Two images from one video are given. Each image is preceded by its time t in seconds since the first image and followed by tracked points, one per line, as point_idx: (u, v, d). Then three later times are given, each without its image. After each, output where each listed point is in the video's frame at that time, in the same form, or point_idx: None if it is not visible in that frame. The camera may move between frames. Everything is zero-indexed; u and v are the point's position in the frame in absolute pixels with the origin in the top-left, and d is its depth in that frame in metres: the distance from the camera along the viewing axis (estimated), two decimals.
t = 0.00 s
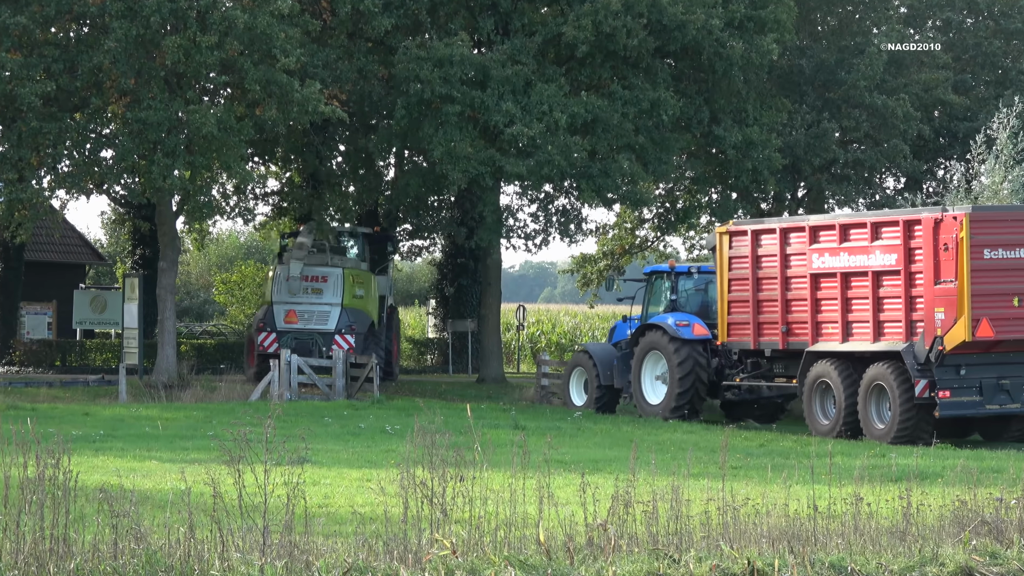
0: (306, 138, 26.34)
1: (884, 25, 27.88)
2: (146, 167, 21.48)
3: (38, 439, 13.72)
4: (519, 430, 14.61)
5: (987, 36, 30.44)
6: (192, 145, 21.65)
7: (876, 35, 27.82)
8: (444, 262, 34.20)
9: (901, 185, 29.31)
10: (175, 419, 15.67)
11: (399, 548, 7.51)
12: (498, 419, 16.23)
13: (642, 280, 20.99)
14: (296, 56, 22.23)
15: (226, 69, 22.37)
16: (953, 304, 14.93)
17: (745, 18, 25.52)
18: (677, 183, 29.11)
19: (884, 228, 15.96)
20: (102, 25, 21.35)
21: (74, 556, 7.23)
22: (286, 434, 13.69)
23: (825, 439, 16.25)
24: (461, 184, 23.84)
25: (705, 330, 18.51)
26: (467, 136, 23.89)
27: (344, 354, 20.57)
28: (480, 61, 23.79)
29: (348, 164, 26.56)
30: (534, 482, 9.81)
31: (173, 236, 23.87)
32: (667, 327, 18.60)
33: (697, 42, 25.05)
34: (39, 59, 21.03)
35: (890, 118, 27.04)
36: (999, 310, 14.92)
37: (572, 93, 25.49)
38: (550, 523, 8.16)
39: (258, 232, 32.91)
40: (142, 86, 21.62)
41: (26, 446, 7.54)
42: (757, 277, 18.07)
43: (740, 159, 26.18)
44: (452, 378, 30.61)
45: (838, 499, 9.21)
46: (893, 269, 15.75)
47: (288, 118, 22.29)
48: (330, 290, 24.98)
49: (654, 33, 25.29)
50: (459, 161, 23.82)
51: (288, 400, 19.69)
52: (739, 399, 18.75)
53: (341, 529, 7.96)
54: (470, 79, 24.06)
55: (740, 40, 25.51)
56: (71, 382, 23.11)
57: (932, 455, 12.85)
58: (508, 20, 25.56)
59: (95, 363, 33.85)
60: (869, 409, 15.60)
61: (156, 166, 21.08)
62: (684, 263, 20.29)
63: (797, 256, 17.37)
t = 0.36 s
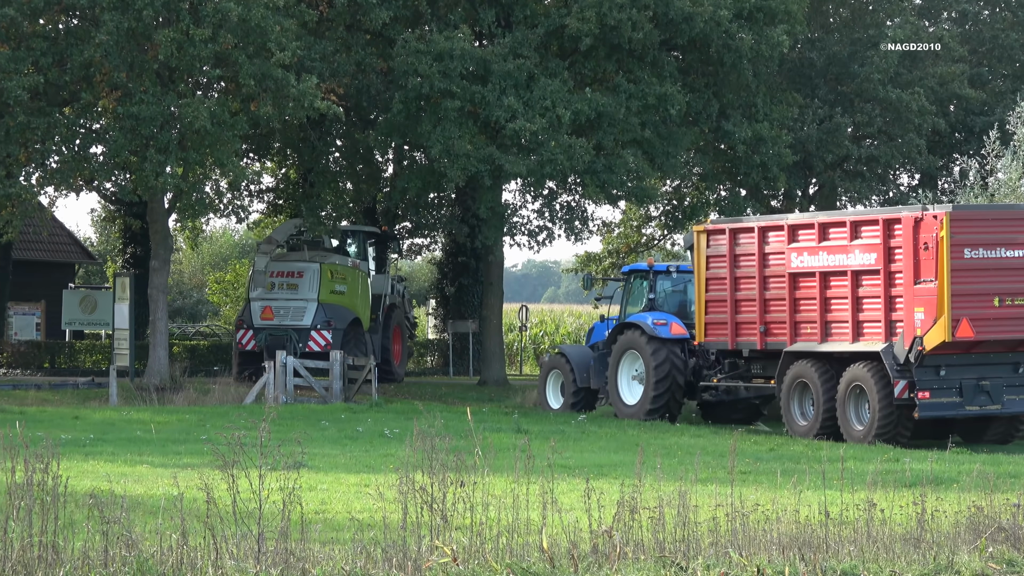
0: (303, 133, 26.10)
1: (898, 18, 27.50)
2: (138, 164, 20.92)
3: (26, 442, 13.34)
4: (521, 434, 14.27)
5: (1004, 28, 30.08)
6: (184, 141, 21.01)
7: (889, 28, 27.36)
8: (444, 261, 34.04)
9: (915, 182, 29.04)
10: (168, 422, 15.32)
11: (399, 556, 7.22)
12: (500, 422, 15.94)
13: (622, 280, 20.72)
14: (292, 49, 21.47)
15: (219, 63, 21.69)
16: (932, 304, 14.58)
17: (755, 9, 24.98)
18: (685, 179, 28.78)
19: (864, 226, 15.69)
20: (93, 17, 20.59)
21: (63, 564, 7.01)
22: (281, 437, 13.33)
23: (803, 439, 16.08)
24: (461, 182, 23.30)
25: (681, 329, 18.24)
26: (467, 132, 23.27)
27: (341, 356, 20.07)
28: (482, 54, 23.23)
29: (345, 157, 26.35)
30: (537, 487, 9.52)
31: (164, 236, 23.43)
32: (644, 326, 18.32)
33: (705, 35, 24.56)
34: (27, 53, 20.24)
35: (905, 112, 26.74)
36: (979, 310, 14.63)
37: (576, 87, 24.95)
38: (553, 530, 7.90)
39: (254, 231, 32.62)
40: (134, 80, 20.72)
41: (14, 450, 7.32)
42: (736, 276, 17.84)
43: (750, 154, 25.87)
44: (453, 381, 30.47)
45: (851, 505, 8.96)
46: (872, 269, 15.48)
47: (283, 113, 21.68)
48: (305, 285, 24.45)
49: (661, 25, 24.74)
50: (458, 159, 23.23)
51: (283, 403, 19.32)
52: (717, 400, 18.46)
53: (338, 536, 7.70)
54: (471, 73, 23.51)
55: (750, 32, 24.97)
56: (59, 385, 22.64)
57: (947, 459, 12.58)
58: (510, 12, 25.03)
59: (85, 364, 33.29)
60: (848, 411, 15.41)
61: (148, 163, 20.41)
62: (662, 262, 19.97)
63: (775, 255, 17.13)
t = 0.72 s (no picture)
0: (298, 129, 25.53)
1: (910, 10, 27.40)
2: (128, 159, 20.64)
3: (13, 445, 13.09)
4: (521, 437, 14.03)
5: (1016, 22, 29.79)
6: (176, 136, 20.70)
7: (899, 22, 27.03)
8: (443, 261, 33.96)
9: (925, 180, 28.81)
10: (157, 425, 15.07)
11: (395, 562, 6.98)
12: (498, 425, 15.70)
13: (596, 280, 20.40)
14: (286, 42, 21.20)
15: (212, 57, 21.41)
16: (906, 302, 14.60)
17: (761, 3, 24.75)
18: (689, 177, 28.56)
19: (838, 225, 15.73)
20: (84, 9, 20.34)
21: (49, 570, 6.77)
22: (274, 440, 13.08)
23: (776, 440, 16.09)
24: (461, 178, 22.96)
25: (654, 330, 18.19)
26: (465, 128, 22.98)
27: (335, 359, 19.82)
28: (480, 49, 22.98)
29: (339, 155, 25.18)
30: (538, 491, 9.31)
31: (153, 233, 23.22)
32: (616, 326, 18.24)
33: (709, 29, 24.26)
34: (14, 45, 19.97)
35: (914, 108, 26.49)
36: (952, 309, 14.57)
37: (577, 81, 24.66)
38: (552, 535, 7.67)
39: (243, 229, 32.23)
40: (123, 71, 20.41)
41: None
42: (709, 276, 17.90)
43: (755, 150, 25.64)
44: (453, 384, 30.53)
45: (858, 510, 8.74)
46: (846, 267, 15.53)
47: (278, 108, 21.40)
48: (286, 281, 24.43)
49: (665, 19, 24.50)
50: (457, 156, 22.90)
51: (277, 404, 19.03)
52: (690, 402, 18.19)
53: (333, 542, 7.50)
54: (470, 68, 23.25)
55: (756, 25, 24.71)
56: (45, 387, 22.27)
57: (958, 464, 12.37)
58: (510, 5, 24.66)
59: (72, 365, 32.73)
60: (821, 411, 15.42)
61: (138, 158, 20.11)
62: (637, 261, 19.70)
63: (749, 254, 17.18)
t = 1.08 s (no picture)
0: (286, 126, 25.03)
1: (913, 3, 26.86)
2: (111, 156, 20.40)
3: None
4: (515, 441, 13.87)
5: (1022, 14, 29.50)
6: (161, 133, 20.48)
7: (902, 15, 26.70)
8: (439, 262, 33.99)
9: (929, 176, 28.59)
10: (141, 429, 14.88)
11: (384, 569, 6.79)
12: (491, 429, 15.54)
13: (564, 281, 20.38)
14: (274, 37, 20.99)
15: (198, 51, 21.18)
16: (874, 300, 14.89)
17: None
18: (688, 174, 28.39)
19: (805, 223, 16.02)
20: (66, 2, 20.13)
21: None
22: (262, 444, 12.89)
23: (744, 439, 16.43)
24: (455, 176, 22.67)
25: (620, 333, 18.43)
26: (459, 125, 22.78)
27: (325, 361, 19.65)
28: (473, 43, 22.77)
29: (329, 154, 24.68)
30: (531, 497, 9.14)
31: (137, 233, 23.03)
32: (582, 330, 18.51)
33: (707, 23, 23.92)
34: None
35: (918, 104, 26.29)
36: (920, 306, 14.77)
37: (572, 76, 24.31)
38: (547, 542, 7.51)
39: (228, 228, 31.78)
40: (107, 66, 20.19)
41: None
42: (675, 276, 18.13)
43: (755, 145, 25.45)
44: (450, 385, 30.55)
45: (861, 517, 8.55)
46: (814, 265, 15.82)
47: (265, 104, 21.19)
48: (269, 282, 24.61)
49: (661, 12, 24.28)
50: (452, 153, 22.68)
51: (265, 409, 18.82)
52: (657, 405, 18.52)
53: (321, 549, 7.32)
54: (463, 62, 23.04)
55: (755, 19, 24.48)
56: (28, 390, 22.19)
57: (962, 469, 12.22)
58: None
59: (55, 367, 32.19)
60: (787, 411, 15.78)
61: (122, 155, 19.88)
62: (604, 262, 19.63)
63: (717, 254, 17.44)
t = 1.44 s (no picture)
0: (276, 125, 24.82)
1: None
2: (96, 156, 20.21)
3: None
4: (511, 447, 13.68)
5: None
6: (148, 132, 20.27)
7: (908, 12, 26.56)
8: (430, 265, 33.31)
9: (934, 175, 28.36)
10: (128, 435, 14.69)
11: None
12: (486, 434, 15.34)
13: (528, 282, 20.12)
14: (263, 33, 20.78)
15: (185, 48, 20.97)
16: (841, 300, 14.86)
17: None
18: (687, 173, 28.21)
19: (772, 224, 15.96)
20: None
21: None
22: (252, 451, 12.69)
23: (711, 440, 16.38)
24: (449, 174, 22.41)
25: (587, 337, 18.16)
26: (453, 122, 22.56)
27: (316, 367, 19.49)
28: (468, 38, 22.55)
29: (319, 154, 24.83)
30: (528, 505, 8.95)
31: (121, 238, 22.92)
32: (549, 334, 18.21)
33: (706, 19, 23.74)
34: None
35: (923, 101, 26.06)
36: (888, 306, 14.78)
37: (569, 73, 24.13)
38: (544, 551, 7.33)
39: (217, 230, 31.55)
40: (92, 63, 19.99)
41: None
42: (643, 279, 17.98)
43: (754, 143, 25.26)
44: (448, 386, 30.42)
45: (866, 524, 8.37)
46: (781, 265, 15.76)
47: (253, 101, 20.98)
48: (266, 287, 24.55)
49: (660, 8, 24.06)
50: (445, 150, 22.45)
51: (258, 409, 18.61)
52: (625, 410, 18.29)
53: (313, 558, 7.13)
54: (457, 58, 22.81)
55: (755, 14, 24.26)
56: (12, 394, 22.29)
57: (970, 475, 12.01)
58: None
59: (40, 372, 31.58)
60: (754, 411, 15.74)
61: (108, 155, 19.67)
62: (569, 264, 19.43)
63: (684, 255, 17.32)
